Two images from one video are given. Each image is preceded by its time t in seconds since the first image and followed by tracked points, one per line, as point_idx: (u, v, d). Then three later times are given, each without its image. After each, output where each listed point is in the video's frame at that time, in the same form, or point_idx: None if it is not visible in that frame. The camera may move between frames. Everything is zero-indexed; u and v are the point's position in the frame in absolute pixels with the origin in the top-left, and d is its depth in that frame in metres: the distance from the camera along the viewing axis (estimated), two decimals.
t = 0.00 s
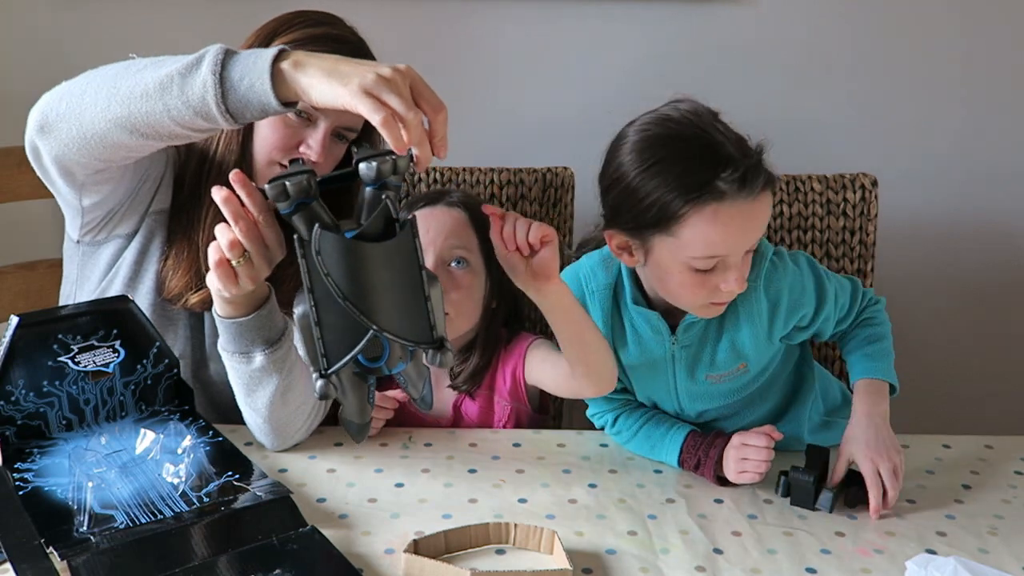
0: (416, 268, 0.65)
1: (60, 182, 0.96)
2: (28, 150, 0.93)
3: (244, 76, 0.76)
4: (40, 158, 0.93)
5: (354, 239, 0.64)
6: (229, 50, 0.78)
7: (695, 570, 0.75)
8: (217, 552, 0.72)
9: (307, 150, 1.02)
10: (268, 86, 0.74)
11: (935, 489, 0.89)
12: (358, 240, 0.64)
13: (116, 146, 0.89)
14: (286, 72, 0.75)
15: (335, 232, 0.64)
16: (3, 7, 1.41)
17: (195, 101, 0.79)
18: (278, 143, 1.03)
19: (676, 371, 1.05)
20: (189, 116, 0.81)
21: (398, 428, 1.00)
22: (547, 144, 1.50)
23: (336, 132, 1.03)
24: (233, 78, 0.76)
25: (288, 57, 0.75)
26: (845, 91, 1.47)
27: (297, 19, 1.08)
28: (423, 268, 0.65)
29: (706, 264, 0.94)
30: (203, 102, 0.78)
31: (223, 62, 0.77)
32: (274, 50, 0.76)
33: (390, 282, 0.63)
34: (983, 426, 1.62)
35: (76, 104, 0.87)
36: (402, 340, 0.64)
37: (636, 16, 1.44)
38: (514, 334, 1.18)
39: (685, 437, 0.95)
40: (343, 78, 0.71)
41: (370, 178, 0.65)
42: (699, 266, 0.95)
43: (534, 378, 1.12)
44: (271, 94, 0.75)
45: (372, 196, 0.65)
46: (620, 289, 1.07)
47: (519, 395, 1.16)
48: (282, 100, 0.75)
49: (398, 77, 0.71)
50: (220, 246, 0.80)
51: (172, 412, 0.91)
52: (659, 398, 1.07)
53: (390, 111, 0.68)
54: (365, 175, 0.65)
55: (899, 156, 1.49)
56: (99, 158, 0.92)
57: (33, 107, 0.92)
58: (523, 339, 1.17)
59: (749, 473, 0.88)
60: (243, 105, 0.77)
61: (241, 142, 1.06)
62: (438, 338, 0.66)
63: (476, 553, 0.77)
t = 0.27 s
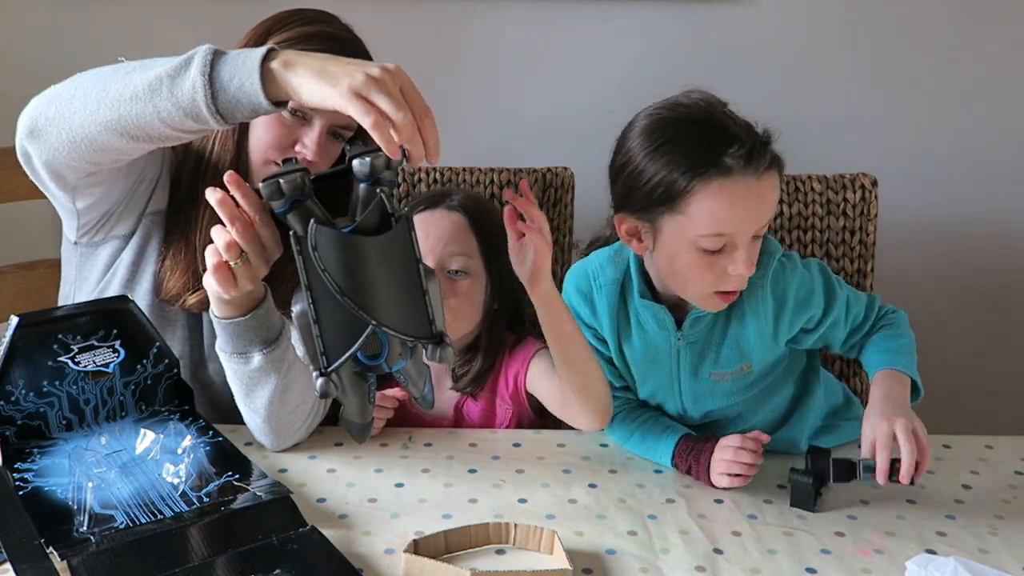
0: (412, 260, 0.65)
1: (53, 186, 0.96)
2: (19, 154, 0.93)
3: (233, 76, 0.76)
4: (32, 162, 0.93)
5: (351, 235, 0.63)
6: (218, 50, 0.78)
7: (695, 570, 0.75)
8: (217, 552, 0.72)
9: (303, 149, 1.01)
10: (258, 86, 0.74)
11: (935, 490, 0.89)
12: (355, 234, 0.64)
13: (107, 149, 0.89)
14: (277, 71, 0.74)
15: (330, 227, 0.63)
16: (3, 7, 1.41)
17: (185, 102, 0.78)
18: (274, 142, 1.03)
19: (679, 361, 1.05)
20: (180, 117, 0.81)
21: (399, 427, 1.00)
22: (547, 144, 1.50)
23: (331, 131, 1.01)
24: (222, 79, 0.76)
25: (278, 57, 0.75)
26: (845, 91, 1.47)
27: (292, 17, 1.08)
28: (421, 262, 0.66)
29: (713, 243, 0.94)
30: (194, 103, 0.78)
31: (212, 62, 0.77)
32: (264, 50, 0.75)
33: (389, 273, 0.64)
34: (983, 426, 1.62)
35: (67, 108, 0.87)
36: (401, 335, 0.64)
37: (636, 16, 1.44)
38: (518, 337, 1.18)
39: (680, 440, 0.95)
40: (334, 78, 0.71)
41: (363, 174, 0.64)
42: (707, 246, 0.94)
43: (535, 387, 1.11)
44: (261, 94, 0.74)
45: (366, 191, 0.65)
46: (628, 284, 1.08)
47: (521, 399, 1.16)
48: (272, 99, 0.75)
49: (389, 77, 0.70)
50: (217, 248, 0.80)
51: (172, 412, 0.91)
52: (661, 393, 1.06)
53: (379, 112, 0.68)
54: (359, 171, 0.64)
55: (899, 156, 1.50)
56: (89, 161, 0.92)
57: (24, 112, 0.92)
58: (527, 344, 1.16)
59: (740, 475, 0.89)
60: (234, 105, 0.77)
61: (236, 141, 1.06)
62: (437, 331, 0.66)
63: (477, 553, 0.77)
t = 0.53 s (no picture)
0: (397, 262, 0.65)
1: (47, 194, 0.96)
2: (12, 162, 0.93)
3: (225, 87, 0.76)
4: (24, 171, 0.93)
5: (340, 242, 0.64)
6: (210, 60, 0.78)
7: (695, 570, 0.75)
8: (216, 552, 0.72)
9: (297, 148, 1.02)
10: (251, 96, 0.74)
11: (935, 490, 0.89)
12: (344, 241, 0.64)
13: (99, 159, 0.89)
14: (268, 82, 0.74)
15: (320, 233, 0.64)
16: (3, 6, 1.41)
17: (177, 113, 0.79)
18: (267, 141, 1.04)
19: (713, 328, 1.06)
20: (172, 128, 0.81)
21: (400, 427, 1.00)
22: (547, 144, 1.50)
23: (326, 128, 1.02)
24: (214, 90, 0.76)
25: (269, 67, 0.75)
26: (845, 91, 1.47)
27: (286, 15, 1.08)
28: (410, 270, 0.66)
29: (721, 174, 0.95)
30: (186, 114, 0.78)
31: (204, 73, 0.77)
32: (256, 59, 0.76)
33: (373, 276, 0.64)
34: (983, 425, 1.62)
35: (58, 119, 0.87)
36: (389, 338, 0.64)
37: (636, 16, 1.44)
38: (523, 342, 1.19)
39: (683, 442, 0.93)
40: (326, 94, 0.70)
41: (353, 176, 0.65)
42: (715, 175, 0.96)
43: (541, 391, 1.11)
44: (253, 104, 0.74)
45: (357, 195, 0.66)
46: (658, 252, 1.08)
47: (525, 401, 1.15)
48: (265, 109, 0.75)
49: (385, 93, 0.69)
50: (211, 251, 0.80)
51: (172, 412, 0.91)
52: (699, 365, 1.07)
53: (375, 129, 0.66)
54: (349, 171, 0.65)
55: (899, 156, 1.50)
56: (82, 172, 0.92)
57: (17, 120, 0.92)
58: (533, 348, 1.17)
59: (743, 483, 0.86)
60: (226, 116, 0.77)
61: (230, 142, 1.07)
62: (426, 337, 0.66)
63: (476, 553, 0.77)
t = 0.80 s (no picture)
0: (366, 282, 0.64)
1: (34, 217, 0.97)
2: None
3: (199, 122, 0.76)
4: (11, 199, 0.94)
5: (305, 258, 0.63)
6: (183, 93, 0.78)
7: (695, 570, 0.75)
8: (216, 552, 0.72)
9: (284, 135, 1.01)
10: (224, 131, 0.74)
11: (935, 490, 0.89)
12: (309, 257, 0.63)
13: (80, 191, 0.90)
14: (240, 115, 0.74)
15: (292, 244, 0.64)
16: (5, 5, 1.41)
17: (152, 148, 0.79)
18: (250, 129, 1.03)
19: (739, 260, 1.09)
20: (149, 162, 0.81)
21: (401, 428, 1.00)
22: (547, 143, 1.50)
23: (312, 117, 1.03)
24: (188, 125, 0.76)
25: (243, 97, 0.74)
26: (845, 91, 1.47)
27: (266, 8, 1.08)
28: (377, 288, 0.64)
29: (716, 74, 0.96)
30: (161, 149, 0.78)
31: (177, 108, 0.77)
32: (230, 91, 0.75)
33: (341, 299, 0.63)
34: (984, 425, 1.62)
35: (36, 154, 0.87)
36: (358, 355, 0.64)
37: (636, 15, 1.43)
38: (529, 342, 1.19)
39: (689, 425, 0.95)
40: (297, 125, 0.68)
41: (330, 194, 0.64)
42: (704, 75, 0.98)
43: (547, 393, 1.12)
44: (226, 138, 0.74)
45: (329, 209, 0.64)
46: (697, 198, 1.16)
47: (527, 402, 1.15)
48: (237, 142, 0.75)
49: (361, 122, 0.66)
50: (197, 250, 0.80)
51: (172, 412, 0.91)
52: (720, 302, 1.11)
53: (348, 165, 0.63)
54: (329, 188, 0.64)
55: (899, 156, 1.50)
56: (65, 202, 0.93)
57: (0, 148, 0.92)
58: (538, 349, 1.17)
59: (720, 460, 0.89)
60: (201, 150, 0.77)
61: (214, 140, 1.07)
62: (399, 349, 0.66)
63: (476, 552, 0.77)
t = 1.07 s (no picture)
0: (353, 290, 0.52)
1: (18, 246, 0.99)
2: None
3: (156, 152, 0.75)
4: None
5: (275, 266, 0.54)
6: (140, 123, 0.78)
7: (695, 570, 0.75)
8: (217, 552, 0.72)
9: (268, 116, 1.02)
10: (182, 160, 0.74)
11: (935, 490, 0.89)
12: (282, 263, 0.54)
13: (56, 225, 0.91)
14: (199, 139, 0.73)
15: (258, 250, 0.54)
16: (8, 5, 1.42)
17: (115, 181, 0.79)
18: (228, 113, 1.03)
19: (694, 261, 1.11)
20: (115, 194, 0.82)
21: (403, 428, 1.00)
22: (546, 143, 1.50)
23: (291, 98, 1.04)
24: (147, 156, 0.76)
25: (200, 120, 0.73)
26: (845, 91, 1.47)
27: None
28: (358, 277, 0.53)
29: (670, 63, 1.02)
30: (123, 181, 0.79)
31: (135, 139, 0.77)
32: (187, 114, 0.74)
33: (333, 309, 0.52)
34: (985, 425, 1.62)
35: (7, 195, 0.88)
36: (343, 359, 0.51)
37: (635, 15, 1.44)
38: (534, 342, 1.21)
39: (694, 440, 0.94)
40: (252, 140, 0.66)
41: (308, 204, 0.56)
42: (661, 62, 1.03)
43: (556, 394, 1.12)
44: (185, 167, 0.74)
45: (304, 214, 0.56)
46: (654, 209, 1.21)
47: (534, 406, 1.16)
48: (197, 169, 0.75)
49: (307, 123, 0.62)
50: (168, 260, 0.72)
51: (172, 412, 0.91)
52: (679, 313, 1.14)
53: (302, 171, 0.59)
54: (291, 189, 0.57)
55: (898, 155, 1.50)
56: (43, 234, 0.94)
57: None
58: (545, 350, 1.17)
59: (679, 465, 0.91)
60: (161, 178, 0.77)
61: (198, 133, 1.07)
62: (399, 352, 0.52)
63: (476, 552, 0.77)
